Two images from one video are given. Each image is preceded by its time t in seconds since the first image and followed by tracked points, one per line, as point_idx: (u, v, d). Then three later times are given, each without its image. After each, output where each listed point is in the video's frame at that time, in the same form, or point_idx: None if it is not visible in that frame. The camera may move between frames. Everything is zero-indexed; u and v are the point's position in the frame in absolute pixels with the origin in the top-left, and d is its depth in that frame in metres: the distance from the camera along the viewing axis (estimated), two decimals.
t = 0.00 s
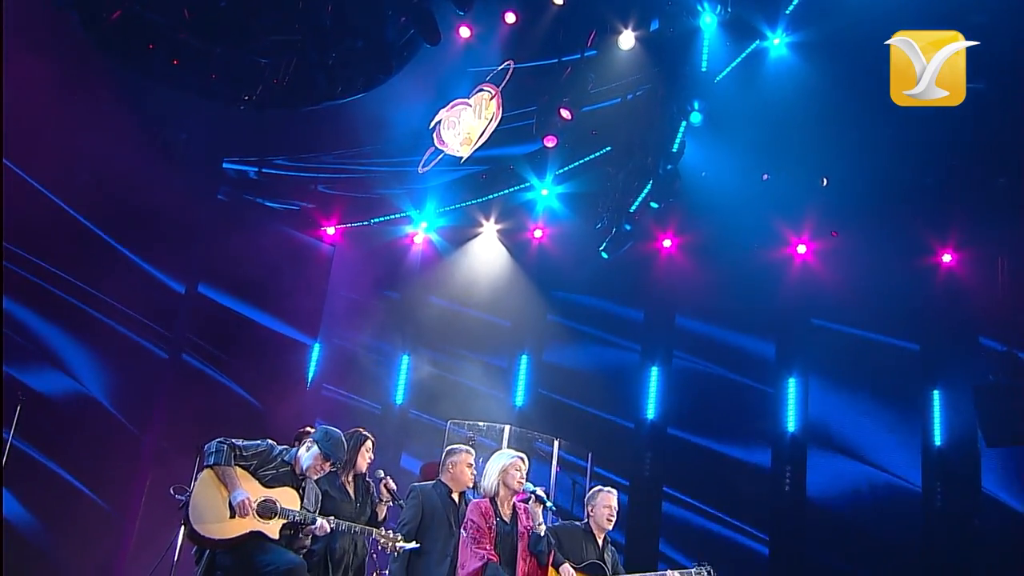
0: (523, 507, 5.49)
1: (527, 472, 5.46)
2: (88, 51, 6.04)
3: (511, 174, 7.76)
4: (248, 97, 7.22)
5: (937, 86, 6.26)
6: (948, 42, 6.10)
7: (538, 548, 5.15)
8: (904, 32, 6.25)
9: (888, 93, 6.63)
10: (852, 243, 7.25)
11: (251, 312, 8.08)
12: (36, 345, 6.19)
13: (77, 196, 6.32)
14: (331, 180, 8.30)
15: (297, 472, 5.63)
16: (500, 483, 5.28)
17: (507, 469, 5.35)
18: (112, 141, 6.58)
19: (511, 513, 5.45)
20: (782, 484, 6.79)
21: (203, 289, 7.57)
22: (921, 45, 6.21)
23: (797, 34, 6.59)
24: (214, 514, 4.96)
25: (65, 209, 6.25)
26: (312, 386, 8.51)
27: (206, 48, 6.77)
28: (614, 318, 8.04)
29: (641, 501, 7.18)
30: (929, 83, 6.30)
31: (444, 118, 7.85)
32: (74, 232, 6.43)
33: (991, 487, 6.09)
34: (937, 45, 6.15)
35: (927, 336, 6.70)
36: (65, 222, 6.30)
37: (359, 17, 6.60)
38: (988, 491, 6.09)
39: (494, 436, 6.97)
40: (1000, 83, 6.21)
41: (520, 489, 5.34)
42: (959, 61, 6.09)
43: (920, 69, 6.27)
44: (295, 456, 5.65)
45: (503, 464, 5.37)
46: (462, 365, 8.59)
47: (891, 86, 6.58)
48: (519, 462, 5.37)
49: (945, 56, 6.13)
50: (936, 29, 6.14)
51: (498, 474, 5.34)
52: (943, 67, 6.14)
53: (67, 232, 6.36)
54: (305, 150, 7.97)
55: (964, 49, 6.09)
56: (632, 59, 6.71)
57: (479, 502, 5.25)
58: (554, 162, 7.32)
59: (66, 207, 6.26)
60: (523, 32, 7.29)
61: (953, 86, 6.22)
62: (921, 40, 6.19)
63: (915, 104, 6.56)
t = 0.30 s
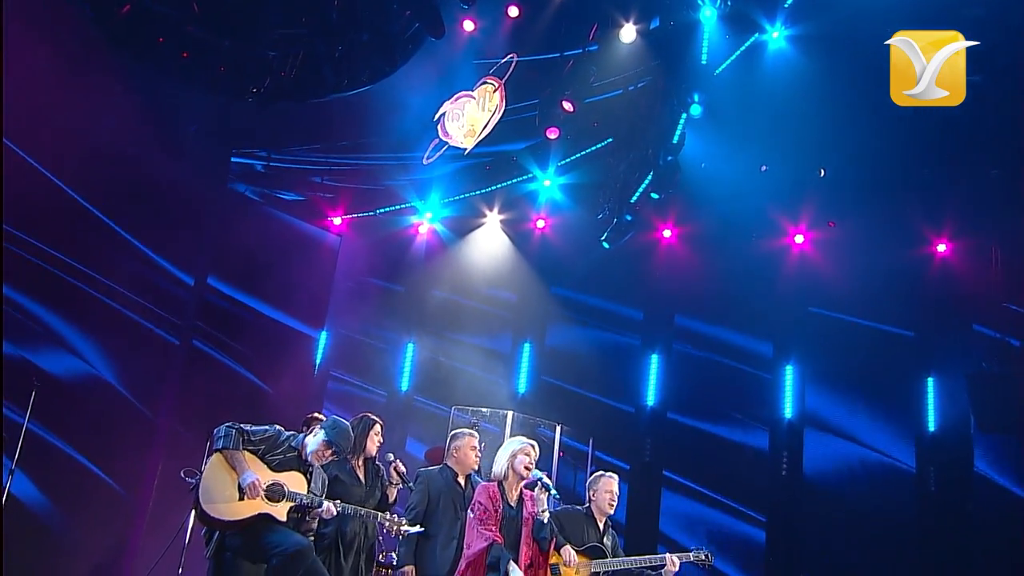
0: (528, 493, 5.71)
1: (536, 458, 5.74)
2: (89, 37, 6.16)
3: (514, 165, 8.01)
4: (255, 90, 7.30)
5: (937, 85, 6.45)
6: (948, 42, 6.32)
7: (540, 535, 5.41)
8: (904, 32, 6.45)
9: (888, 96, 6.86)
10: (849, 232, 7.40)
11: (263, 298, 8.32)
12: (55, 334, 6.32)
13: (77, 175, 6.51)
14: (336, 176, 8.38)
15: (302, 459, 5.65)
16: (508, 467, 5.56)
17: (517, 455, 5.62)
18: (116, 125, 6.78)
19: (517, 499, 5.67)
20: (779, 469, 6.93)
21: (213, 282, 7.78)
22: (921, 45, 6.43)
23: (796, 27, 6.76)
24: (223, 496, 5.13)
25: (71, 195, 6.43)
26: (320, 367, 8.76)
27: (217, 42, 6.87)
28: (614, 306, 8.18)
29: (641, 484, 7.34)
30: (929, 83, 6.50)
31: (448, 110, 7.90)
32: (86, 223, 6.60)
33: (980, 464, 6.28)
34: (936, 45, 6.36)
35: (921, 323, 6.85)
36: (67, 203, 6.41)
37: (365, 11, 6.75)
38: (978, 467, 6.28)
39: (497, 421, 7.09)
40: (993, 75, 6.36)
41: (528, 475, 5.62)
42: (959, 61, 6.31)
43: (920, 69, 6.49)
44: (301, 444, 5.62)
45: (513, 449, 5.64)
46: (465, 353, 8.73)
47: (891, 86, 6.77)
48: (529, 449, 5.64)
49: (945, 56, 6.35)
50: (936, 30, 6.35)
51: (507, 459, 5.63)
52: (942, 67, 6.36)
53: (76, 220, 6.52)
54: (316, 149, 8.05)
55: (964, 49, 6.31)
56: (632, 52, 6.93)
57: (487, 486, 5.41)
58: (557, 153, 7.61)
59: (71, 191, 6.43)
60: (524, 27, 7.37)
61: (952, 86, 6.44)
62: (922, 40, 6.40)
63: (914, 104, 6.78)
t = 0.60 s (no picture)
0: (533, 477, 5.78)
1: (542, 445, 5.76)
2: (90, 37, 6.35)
3: (515, 156, 8.29)
4: (263, 82, 7.54)
5: (937, 85, 6.57)
6: (948, 42, 6.45)
7: (546, 519, 5.56)
8: (904, 32, 6.59)
9: (889, 94, 7.02)
10: (843, 222, 7.49)
11: (268, 288, 8.47)
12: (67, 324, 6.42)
13: (88, 167, 6.61)
14: (337, 168, 8.62)
15: (311, 442, 5.89)
16: (516, 453, 5.54)
17: (524, 442, 5.63)
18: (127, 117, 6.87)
19: (521, 484, 5.71)
20: (775, 454, 7.10)
21: (220, 275, 7.92)
22: (922, 46, 6.54)
23: (794, 19, 6.87)
24: (232, 478, 5.24)
25: (78, 181, 6.51)
26: (326, 357, 9.03)
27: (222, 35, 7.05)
28: (613, 295, 8.37)
29: (641, 467, 7.56)
30: (929, 83, 6.62)
31: (452, 103, 7.96)
32: (96, 214, 6.71)
33: (973, 446, 6.35)
34: (936, 45, 6.48)
35: (914, 311, 6.98)
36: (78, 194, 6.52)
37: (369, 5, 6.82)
38: (971, 450, 6.36)
39: (499, 407, 7.40)
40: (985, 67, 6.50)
41: (535, 460, 5.65)
42: (959, 61, 6.42)
43: (920, 69, 6.61)
44: (310, 428, 5.88)
45: (521, 436, 5.66)
46: (468, 342, 8.94)
47: (893, 86, 6.95)
48: (536, 436, 5.65)
49: (946, 57, 6.46)
50: (937, 30, 6.48)
51: (514, 446, 5.61)
52: (943, 68, 6.48)
53: (88, 211, 6.63)
54: (323, 144, 8.26)
55: (964, 50, 6.44)
56: (634, 45, 6.90)
57: (494, 469, 5.52)
58: (558, 145, 7.87)
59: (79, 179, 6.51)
60: (527, 19, 7.39)
61: (953, 86, 6.55)
62: (922, 40, 6.53)
63: (916, 104, 6.91)
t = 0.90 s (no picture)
0: (532, 461, 5.90)
1: (540, 428, 5.92)
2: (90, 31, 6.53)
3: (517, 146, 8.44)
4: (268, 74, 7.71)
5: (937, 85, 6.73)
6: (948, 42, 6.61)
7: (546, 500, 5.66)
8: (905, 33, 6.75)
9: (889, 95, 7.18)
10: (841, 210, 7.69)
11: (272, 278, 8.53)
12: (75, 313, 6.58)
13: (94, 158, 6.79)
14: (334, 160, 8.71)
15: (317, 427, 5.92)
16: (515, 437, 5.70)
17: (522, 425, 5.81)
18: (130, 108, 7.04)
19: (522, 467, 5.83)
20: (771, 439, 7.28)
21: (226, 268, 8.01)
22: (921, 46, 6.72)
23: (790, 11, 6.93)
24: (241, 462, 5.34)
25: (83, 169, 6.70)
26: (331, 348, 9.05)
27: (229, 29, 7.28)
28: (613, 285, 8.58)
29: (641, 450, 7.76)
30: (929, 83, 6.78)
31: (453, 94, 8.02)
32: (103, 205, 6.87)
33: (964, 427, 6.57)
34: (936, 45, 6.64)
35: (907, 298, 7.14)
36: (83, 184, 6.70)
37: None
38: (962, 431, 6.57)
39: (500, 394, 7.48)
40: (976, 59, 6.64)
41: (533, 443, 5.83)
42: (959, 61, 6.59)
43: (920, 69, 6.77)
44: (316, 413, 5.90)
45: (519, 420, 5.83)
46: (472, 327, 9.15)
47: (892, 86, 7.09)
48: (534, 419, 5.83)
49: (946, 57, 6.62)
50: (937, 31, 6.63)
51: (513, 430, 5.78)
52: (943, 68, 6.64)
53: (96, 201, 6.80)
54: (321, 137, 8.36)
55: (964, 50, 6.61)
56: (631, 37, 7.03)
57: (496, 451, 5.69)
58: (557, 136, 8.06)
59: (84, 169, 6.71)
60: (528, 13, 7.44)
61: (952, 86, 6.70)
62: (922, 40, 6.69)
63: (917, 104, 7.05)
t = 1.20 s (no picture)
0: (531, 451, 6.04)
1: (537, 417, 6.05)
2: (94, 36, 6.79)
3: (518, 143, 8.61)
4: (273, 73, 7.87)
5: (936, 85, 6.98)
6: (948, 42, 6.86)
7: (545, 486, 5.85)
8: (905, 33, 6.99)
9: (889, 95, 7.38)
10: (835, 204, 7.86)
11: (280, 275, 8.69)
12: (85, 309, 6.81)
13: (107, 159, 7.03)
14: (337, 159, 8.94)
15: (322, 419, 6.06)
16: (513, 427, 5.83)
17: (520, 415, 5.93)
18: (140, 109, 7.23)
19: (521, 456, 5.98)
20: (768, 429, 7.47)
21: (236, 265, 8.16)
22: (921, 46, 6.96)
23: (785, 9, 7.15)
24: (248, 453, 5.45)
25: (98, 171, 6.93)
26: (337, 340, 9.07)
27: (238, 30, 7.48)
28: (612, 283, 8.71)
29: (641, 442, 7.88)
30: (929, 83, 7.02)
31: (455, 91, 8.18)
32: (115, 206, 7.10)
33: (957, 416, 6.82)
34: (936, 45, 6.89)
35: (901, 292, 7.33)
36: (94, 184, 6.91)
37: None
38: (955, 419, 6.82)
39: (501, 386, 7.63)
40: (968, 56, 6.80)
41: (530, 433, 5.95)
42: (959, 61, 6.83)
43: (920, 69, 7.01)
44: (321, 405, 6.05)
45: (516, 410, 5.94)
46: (475, 320, 9.26)
47: (892, 87, 7.32)
48: (530, 409, 5.94)
49: (946, 56, 6.87)
50: (936, 31, 6.88)
51: (511, 420, 5.90)
52: (943, 67, 6.88)
53: (106, 201, 7.01)
54: (325, 136, 8.56)
55: (964, 49, 6.85)
56: (631, 35, 7.15)
57: (495, 442, 5.84)
58: (557, 132, 8.18)
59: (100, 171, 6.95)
60: (528, 12, 7.56)
61: (952, 87, 6.96)
62: (922, 40, 6.93)
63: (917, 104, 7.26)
